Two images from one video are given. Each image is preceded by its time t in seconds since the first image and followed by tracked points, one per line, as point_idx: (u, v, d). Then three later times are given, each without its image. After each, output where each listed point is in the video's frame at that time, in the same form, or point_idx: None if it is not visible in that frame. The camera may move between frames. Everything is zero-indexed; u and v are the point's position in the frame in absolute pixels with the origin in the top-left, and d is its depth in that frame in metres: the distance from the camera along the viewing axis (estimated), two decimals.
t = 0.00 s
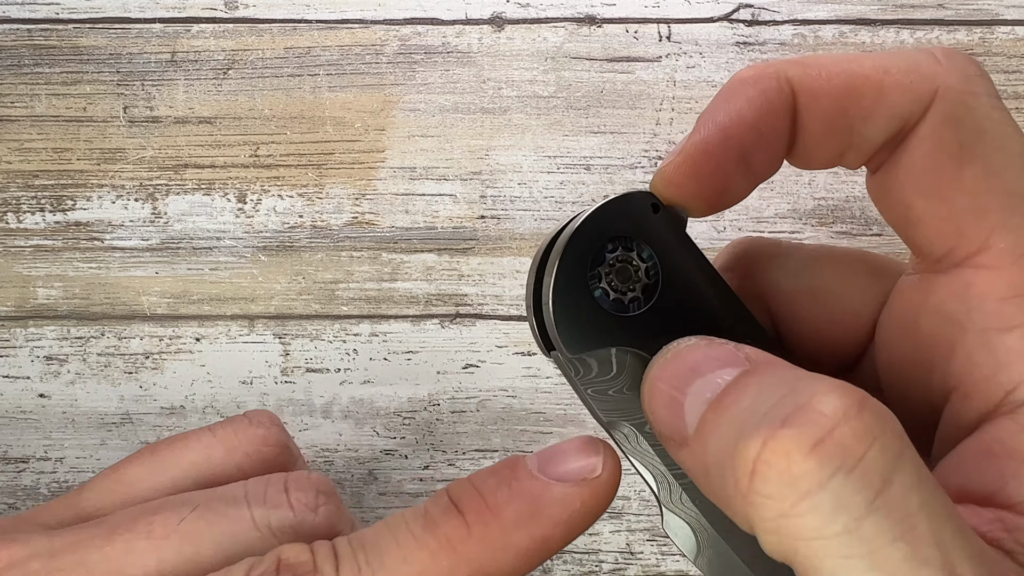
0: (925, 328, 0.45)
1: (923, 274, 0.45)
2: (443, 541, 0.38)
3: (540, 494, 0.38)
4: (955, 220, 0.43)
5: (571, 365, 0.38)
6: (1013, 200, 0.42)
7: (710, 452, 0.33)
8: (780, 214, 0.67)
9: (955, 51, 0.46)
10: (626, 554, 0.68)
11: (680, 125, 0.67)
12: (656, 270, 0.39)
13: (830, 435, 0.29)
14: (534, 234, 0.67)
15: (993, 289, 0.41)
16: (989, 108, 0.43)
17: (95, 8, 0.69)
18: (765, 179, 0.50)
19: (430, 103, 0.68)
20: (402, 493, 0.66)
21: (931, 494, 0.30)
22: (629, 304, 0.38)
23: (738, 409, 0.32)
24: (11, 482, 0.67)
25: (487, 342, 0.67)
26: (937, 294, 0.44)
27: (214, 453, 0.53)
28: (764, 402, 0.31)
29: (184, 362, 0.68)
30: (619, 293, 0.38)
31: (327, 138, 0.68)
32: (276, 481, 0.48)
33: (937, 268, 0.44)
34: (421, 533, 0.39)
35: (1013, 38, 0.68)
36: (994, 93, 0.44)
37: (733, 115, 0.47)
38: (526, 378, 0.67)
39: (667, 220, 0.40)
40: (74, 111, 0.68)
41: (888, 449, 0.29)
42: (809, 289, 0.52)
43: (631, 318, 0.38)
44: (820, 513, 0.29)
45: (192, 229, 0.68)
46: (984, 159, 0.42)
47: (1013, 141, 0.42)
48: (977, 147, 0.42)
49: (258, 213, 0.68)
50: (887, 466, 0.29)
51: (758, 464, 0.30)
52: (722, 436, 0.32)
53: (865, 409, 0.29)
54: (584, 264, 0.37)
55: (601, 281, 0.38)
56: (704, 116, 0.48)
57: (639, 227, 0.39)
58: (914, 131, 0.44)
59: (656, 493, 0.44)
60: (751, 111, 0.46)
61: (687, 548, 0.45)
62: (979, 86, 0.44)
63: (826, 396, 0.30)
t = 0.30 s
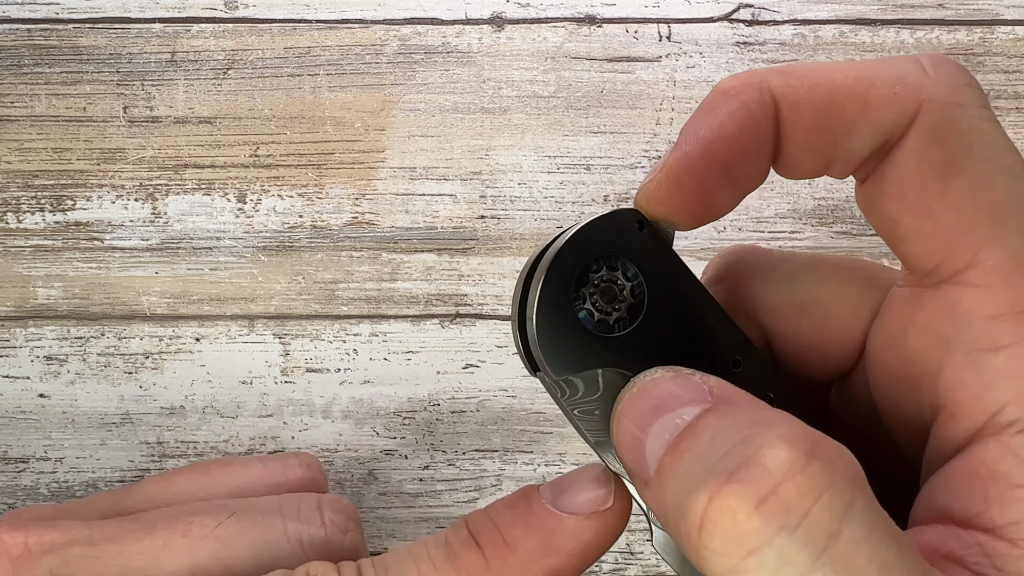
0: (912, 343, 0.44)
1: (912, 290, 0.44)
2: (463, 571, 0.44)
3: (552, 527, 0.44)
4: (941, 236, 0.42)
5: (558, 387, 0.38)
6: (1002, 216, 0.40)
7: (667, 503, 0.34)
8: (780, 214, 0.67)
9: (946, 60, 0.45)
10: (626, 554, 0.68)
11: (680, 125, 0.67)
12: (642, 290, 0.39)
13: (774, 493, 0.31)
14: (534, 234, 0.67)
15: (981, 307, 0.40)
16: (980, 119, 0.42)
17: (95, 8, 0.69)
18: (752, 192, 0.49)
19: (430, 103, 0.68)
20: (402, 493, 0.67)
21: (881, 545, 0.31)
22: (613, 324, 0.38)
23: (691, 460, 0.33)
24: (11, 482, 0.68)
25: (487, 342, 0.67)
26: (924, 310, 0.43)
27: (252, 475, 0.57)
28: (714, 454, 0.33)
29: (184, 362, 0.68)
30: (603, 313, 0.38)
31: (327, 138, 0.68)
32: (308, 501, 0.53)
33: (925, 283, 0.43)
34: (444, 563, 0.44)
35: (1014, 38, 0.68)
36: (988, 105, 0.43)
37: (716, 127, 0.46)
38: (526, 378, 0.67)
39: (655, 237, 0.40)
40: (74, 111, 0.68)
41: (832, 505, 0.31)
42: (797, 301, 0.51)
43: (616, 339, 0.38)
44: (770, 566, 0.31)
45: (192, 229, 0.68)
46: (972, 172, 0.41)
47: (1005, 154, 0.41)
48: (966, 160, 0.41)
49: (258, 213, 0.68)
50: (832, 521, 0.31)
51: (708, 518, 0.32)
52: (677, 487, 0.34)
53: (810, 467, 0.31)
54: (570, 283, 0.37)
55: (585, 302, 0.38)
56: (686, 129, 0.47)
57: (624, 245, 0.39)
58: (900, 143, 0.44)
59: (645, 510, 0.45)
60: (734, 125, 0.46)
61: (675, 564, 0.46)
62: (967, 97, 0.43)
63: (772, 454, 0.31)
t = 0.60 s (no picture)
0: (899, 368, 0.43)
1: (899, 316, 0.44)
2: None
3: (545, 538, 0.44)
4: (924, 264, 0.41)
5: (549, 408, 0.40)
6: (983, 245, 0.39)
7: (633, 526, 0.38)
8: (780, 214, 0.67)
9: (929, 78, 0.43)
10: (626, 554, 0.68)
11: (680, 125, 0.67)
12: (632, 311, 0.40)
13: (720, 537, 0.34)
14: (535, 234, 0.67)
15: (963, 336, 0.40)
16: (961, 144, 0.41)
17: (95, 8, 0.68)
18: (737, 208, 0.50)
19: (430, 103, 0.68)
20: (402, 493, 0.67)
21: None
22: (603, 343, 0.40)
23: (652, 489, 0.36)
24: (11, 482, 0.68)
25: (487, 342, 0.67)
26: (910, 335, 0.43)
27: (271, 520, 0.61)
28: (671, 489, 0.35)
29: (184, 362, 0.68)
30: (593, 334, 0.40)
31: (327, 138, 0.68)
32: (320, 536, 0.58)
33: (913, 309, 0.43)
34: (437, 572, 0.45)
35: (1014, 38, 0.68)
36: (973, 126, 0.42)
37: (696, 148, 0.46)
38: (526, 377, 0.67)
39: (644, 258, 0.41)
40: (74, 111, 0.68)
41: (776, 549, 0.33)
42: (786, 318, 0.50)
43: (606, 358, 0.40)
44: None
45: (193, 229, 0.68)
46: (953, 200, 0.40)
47: (987, 181, 0.40)
48: (946, 187, 0.40)
49: (258, 213, 0.68)
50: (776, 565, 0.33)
51: (660, 552, 0.35)
52: (639, 514, 0.37)
53: (757, 509, 0.33)
54: (559, 301, 0.39)
55: (574, 322, 0.40)
56: (669, 147, 0.48)
57: (612, 265, 0.40)
58: (879, 169, 0.43)
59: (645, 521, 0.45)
60: (714, 146, 0.46)
61: None
62: (949, 121, 0.41)
63: (722, 495, 0.34)
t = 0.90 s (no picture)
0: (957, 383, 0.43)
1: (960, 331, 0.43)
2: None
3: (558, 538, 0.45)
4: (991, 283, 0.40)
5: (592, 416, 0.41)
6: None
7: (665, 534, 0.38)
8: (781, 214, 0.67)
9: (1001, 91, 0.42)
10: (626, 554, 0.68)
11: (680, 125, 0.67)
12: (677, 320, 0.40)
13: (751, 568, 0.35)
14: (535, 234, 0.67)
15: None
16: None
17: (95, 8, 0.68)
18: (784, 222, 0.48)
19: (430, 103, 0.68)
20: (402, 493, 0.67)
21: None
22: (643, 354, 0.40)
23: (687, 514, 0.37)
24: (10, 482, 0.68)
25: (487, 342, 0.67)
26: (974, 353, 0.42)
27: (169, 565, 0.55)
28: (706, 512, 0.36)
29: (184, 362, 0.68)
30: (637, 343, 0.40)
31: (327, 138, 0.68)
32: None
33: (975, 325, 0.42)
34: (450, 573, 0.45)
35: (1014, 38, 0.68)
36: None
37: (751, 156, 0.45)
38: (526, 377, 0.67)
39: (691, 265, 0.41)
40: (74, 111, 0.68)
41: None
42: (842, 326, 0.49)
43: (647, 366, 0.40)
44: None
45: (192, 229, 0.68)
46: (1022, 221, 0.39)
47: None
48: (1016, 207, 0.40)
49: (257, 213, 0.68)
50: None
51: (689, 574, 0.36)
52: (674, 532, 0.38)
53: (792, 538, 0.35)
54: (605, 307, 0.40)
55: (615, 332, 0.40)
56: (720, 158, 0.46)
57: (656, 274, 0.41)
58: (945, 184, 0.42)
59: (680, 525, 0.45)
60: (770, 154, 0.45)
61: None
62: (1021, 137, 0.40)
63: (756, 530, 0.35)
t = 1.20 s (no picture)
0: (928, 346, 0.43)
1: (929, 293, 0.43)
2: None
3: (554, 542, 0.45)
4: (941, 250, 0.39)
5: (588, 382, 0.42)
6: (998, 226, 0.38)
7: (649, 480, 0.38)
8: (780, 214, 0.67)
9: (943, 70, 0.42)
10: (626, 554, 0.68)
11: (679, 125, 0.68)
12: (662, 294, 0.41)
13: (720, 487, 0.34)
14: (535, 234, 0.67)
15: (979, 316, 0.38)
16: (969, 133, 0.39)
17: (95, 7, 0.68)
18: (763, 200, 0.50)
19: (430, 103, 0.68)
20: (402, 493, 0.67)
21: (823, 530, 0.34)
22: (631, 327, 0.41)
23: (664, 449, 0.36)
24: (11, 482, 0.69)
25: (487, 342, 0.67)
26: (937, 315, 0.42)
27: None
28: (681, 446, 0.35)
29: (184, 362, 0.68)
30: (625, 318, 0.41)
31: (327, 138, 0.68)
32: None
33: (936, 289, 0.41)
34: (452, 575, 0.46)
35: (1013, 38, 0.68)
36: (982, 113, 0.40)
37: (720, 146, 0.47)
38: (526, 377, 0.67)
39: (673, 245, 0.42)
40: (74, 111, 0.68)
41: (769, 498, 0.33)
42: (827, 298, 0.49)
43: (636, 338, 0.41)
44: (715, 549, 0.34)
45: (193, 229, 0.68)
46: (965, 189, 0.39)
47: (997, 164, 0.38)
48: (958, 176, 0.39)
49: (258, 213, 0.68)
50: (768, 512, 0.33)
51: (664, 502, 0.35)
52: (654, 471, 0.37)
53: (754, 462, 0.34)
54: (595, 286, 0.41)
55: (605, 307, 0.41)
56: (697, 145, 0.48)
57: (642, 251, 0.41)
58: (893, 162, 0.42)
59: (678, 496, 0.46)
60: (735, 143, 0.47)
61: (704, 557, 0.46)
62: (959, 113, 0.40)
63: (724, 450, 0.34)
